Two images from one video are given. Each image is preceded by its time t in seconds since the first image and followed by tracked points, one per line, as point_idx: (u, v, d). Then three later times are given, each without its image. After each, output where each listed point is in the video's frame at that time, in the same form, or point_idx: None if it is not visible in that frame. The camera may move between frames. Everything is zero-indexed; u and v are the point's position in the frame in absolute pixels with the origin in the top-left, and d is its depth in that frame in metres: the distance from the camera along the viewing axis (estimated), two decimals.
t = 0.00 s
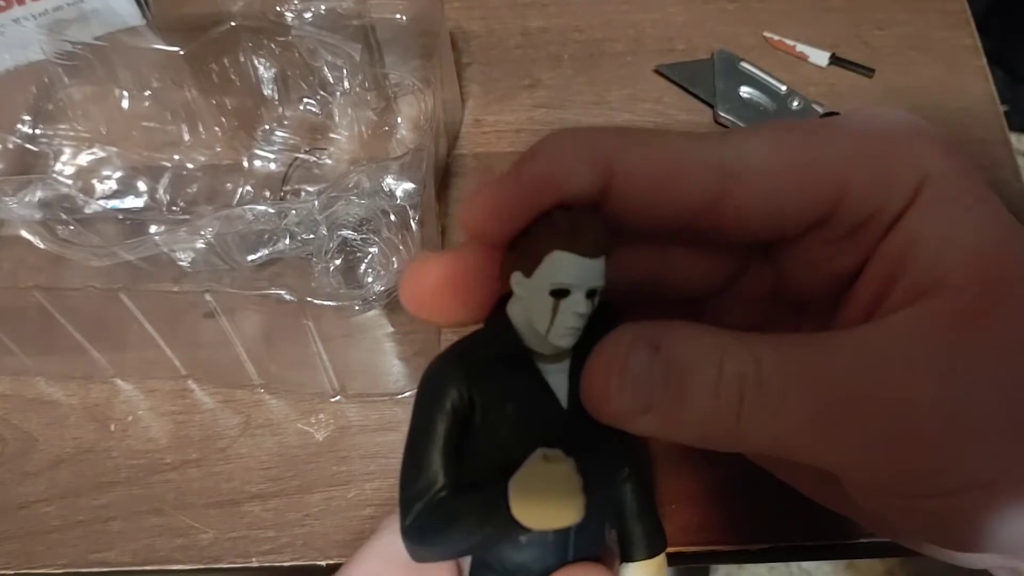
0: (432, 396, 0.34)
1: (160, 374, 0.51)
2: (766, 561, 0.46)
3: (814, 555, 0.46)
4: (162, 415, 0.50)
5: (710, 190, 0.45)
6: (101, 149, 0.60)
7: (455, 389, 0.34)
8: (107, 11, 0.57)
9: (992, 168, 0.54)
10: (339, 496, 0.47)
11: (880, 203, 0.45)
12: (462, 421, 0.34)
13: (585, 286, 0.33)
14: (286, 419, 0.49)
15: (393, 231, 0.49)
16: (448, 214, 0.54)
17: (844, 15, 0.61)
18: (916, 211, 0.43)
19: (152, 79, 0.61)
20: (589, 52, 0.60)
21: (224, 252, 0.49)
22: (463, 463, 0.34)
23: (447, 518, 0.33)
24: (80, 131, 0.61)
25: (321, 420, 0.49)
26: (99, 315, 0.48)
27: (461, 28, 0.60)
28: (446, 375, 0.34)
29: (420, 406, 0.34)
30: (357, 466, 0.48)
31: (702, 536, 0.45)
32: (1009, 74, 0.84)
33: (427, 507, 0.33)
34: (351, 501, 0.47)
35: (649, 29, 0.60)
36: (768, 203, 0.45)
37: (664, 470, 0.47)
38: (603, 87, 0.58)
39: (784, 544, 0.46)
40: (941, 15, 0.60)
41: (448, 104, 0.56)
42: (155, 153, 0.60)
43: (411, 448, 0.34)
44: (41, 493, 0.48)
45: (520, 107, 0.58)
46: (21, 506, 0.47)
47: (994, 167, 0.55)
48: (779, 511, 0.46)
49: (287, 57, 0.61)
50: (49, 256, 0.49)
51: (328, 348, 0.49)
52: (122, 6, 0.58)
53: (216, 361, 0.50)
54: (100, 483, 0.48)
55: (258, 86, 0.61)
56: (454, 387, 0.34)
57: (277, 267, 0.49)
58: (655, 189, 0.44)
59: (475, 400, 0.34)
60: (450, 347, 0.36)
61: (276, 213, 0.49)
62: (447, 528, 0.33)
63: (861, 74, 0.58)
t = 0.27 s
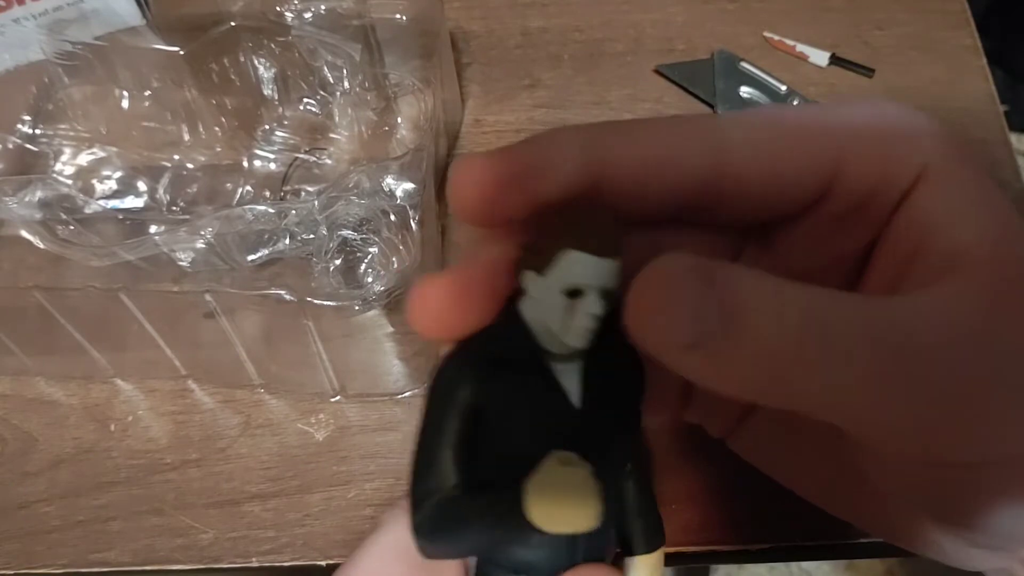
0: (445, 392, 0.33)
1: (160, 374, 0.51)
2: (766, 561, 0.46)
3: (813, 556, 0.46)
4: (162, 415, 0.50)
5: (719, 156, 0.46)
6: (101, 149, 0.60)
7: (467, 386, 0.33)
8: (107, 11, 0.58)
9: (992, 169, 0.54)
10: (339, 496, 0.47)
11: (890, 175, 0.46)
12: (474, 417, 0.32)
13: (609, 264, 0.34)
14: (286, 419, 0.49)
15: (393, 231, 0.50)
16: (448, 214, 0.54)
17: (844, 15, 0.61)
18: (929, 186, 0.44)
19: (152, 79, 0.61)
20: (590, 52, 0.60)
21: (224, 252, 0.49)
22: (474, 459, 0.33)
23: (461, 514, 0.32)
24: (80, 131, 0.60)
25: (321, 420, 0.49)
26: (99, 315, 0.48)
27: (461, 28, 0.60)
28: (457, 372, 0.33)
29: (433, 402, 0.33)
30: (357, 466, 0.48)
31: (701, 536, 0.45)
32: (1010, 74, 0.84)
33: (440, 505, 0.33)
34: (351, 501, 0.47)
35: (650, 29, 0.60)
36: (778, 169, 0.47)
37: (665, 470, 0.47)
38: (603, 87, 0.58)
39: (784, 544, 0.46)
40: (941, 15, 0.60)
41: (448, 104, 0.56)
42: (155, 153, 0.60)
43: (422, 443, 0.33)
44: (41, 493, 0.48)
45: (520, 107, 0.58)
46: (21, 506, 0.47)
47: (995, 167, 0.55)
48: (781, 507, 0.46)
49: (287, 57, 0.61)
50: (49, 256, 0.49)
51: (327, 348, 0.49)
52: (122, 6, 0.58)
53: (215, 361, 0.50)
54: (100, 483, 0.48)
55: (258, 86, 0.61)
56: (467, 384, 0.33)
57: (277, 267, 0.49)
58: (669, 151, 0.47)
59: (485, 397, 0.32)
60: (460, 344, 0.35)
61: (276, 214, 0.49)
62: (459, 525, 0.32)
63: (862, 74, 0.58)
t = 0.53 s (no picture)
0: (492, 404, 0.35)
1: (160, 374, 0.51)
2: (767, 561, 0.46)
3: (814, 555, 0.46)
4: (162, 414, 0.50)
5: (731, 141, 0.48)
6: (101, 149, 0.60)
7: (516, 396, 0.35)
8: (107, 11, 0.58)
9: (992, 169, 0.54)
10: (339, 496, 0.47)
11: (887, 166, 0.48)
12: (524, 426, 0.34)
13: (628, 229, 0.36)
14: (286, 419, 0.49)
15: (393, 231, 0.49)
16: (448, 214, 0.54)
17: (844, 15, 0.61)
18: (927, 168, 0.47)
19: (152, 79, 0.61)
20: (589, 53, 0.60)
21: (224, 252, 0.49)
22: (521, 469, 0.34)
23: (512, 519, 0.33)
24: (80, 131, 0.60)
25: (322, 420, 0.49)
26: (100, 315, 0.48)
27: (461, 28, 0.60)
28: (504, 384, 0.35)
29: (480, 415, 0.35)
30: (357, 466, 0.48)
31: (701, 535, 0.45)
32: (1010, 74, 0.84)
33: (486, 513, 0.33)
34: (351, 501, 0.47)
35: (650, 29, 0.60)
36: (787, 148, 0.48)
37: (667, 470, 0.47)
38: (603, 87, 0.58)
39: (784, 544, 0.46)
40: (940, 15, 0.60)
41: (448, 104, 0.56)
42: (156, 153, 0.60)
43: (471, 455, 0.34)
44: (41, 493, 0.48)
45: (520, 107, 0.58)
46: (21, 506, 0.47)
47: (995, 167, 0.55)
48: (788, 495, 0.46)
49: (287, 56, 0.61)
50: (49, 256, 0.49)
51: (327, 348, 0.49)
52: (122, 6, 0.58)
53: (215, 361, 0.50)
54: (100, 483, 0.48)
55: (258, 86, 0.61)
56: (513, 394, 0.35)
57: (277, 267, 0.49)
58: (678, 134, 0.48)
59: (531, 407, 0.35)
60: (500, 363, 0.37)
61: (276, 214, 0.49)
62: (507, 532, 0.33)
63: (861, 74, 0.58)
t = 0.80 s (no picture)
0: (491, 402, 0.35)
1: (160, 374, 0.51)
2: (766, 561, 0.46)
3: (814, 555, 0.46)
4: (162, 415, 0.50)
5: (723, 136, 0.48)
6: (101, 149, 0.60)
7: (515, 395, 0.35)
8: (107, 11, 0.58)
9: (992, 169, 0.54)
10: (339, 496, 0.47)
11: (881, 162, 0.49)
12: (523, 424, 0.35)
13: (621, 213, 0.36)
14: (286, 419, 0.49)
15: (393, 231, 0.49)
16: (448, 214, 0.54)
17: (844, 15, 0.60)
18: (919, 164, 0.47)
19: (152, 79, 0.61)
20: (589, 53, 0.60)
21: (225, 252, 0.49)
22: (517, 468, 0.35)
23: (507, 518, 0.34)
24: (80, 131, 0.61)
25: (321, 420, 0.49)
26: (100, 315, 0.48)
27: (461, 28, 0.60)
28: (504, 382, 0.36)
29: (478, 412, 0.35)
30: (357, 466, 0.48)
31: (699, 536, 0.45)
32: (1010, 74, 0.84)
33: (482, 512, 0.34)
34: (351, 501, 0.47)
35: (650, 29, 0.60)
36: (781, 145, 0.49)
37: (665, 470, 0.47)
38: (603, 87, 0.58)
39: (784, 544, 0.46)
40: (940, 15, 0.60)
41: (448, 104, 0.56)
42: (156, 153, 0.60)
43: (468, 453, 0.35)
44: (41, 493, 0.48)
45: (520, 107, 0.58)
46: (21, 506, 0.47)
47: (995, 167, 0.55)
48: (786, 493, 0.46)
49: (287, 57, 0.61)
50: (49, 256, 0.49)
51: (327, 348, 0.49)
52: (122, 6, 0.58)
53: (215, 361, 0.50)
54: (100, 483, 0.48)
55: (259, 86, 0.61)
56: (513, 393, 0.35)
57: (277, 267, 0.49)
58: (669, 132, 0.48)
59: (530, 405, 0.35)
60: (500, 361, 0.37)
61: (276, 214, 0.49)
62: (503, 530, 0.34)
63: (862, 74, 0.58)
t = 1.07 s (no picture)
0: (492, 401, 0.36)
1: (160, 374, 0.51)
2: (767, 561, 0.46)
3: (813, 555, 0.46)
4: (162, 415, 0.50)
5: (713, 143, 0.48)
6: (101, 149, 0.60)
7: (516, 393, 0.36)
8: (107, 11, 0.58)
9: (992, 169, 0.55)
10: (339, 496, 0.47)
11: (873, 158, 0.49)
12: (524, 421, 0.36)
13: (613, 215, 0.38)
14: (287, 419, 0.49)
15: (393, 231, 0.49)
16: (448, 214, 0.54)
17: (844, 15, 0.61)
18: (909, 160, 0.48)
19: (152, 79, 0.61)
20: (590, 53, 0.60)
21: (225, 252, 0.49)
22: (520, 465, 0.36)
23: (507, 515, 0.35)
24: (80, 131, 0.60)
25: (322, 420, 0.49)
26: (100, 315, 0.48)
27: (461, 28, 0.60)
28: (505, 381, 0.36)
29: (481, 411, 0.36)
30: (357, 466, 0.48)
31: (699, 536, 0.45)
32: (1009, 74, 0.84)
33: (485, 507, 0.35)
34: (351, 501, 0.47)
35: (650, 29, 0.60)
36: (774, 149, 0.49)
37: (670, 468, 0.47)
38: (603, 87, 0.58)
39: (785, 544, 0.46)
40: (940, 15, 0.60)
41: (448, 104, 0.56)
42: (156, 153, 0.60)
43: (473, 450, 0.36)
44: (41, 493, 0.48)
45: (520, 107, 0.58)
46: (21, 506, 0.47)
47: (994, 166, 0.55)
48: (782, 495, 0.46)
49: (287, 56, 0.61)
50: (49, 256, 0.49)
51: (327, 348, 0.49)
52: (122, 6, 0.58)
53: (215, 361, 0.50)
54: (100, 483, 0.48)
55: (258, 86, 0.61)
56: (513, 391, 0.36)
57: (278, 267, 0.49)
58: (659, 133, 0.48)
59: (531, 403, 0.36)
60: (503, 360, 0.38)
61: (276, 214, 0.49)
62: (505, 526, 0.35)
63: (862, 74, 0.58)
